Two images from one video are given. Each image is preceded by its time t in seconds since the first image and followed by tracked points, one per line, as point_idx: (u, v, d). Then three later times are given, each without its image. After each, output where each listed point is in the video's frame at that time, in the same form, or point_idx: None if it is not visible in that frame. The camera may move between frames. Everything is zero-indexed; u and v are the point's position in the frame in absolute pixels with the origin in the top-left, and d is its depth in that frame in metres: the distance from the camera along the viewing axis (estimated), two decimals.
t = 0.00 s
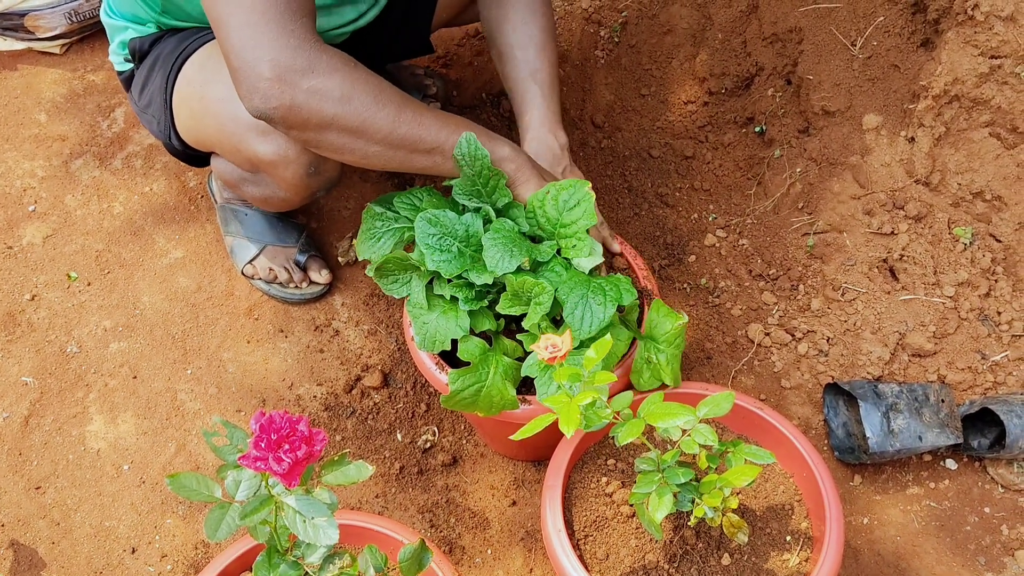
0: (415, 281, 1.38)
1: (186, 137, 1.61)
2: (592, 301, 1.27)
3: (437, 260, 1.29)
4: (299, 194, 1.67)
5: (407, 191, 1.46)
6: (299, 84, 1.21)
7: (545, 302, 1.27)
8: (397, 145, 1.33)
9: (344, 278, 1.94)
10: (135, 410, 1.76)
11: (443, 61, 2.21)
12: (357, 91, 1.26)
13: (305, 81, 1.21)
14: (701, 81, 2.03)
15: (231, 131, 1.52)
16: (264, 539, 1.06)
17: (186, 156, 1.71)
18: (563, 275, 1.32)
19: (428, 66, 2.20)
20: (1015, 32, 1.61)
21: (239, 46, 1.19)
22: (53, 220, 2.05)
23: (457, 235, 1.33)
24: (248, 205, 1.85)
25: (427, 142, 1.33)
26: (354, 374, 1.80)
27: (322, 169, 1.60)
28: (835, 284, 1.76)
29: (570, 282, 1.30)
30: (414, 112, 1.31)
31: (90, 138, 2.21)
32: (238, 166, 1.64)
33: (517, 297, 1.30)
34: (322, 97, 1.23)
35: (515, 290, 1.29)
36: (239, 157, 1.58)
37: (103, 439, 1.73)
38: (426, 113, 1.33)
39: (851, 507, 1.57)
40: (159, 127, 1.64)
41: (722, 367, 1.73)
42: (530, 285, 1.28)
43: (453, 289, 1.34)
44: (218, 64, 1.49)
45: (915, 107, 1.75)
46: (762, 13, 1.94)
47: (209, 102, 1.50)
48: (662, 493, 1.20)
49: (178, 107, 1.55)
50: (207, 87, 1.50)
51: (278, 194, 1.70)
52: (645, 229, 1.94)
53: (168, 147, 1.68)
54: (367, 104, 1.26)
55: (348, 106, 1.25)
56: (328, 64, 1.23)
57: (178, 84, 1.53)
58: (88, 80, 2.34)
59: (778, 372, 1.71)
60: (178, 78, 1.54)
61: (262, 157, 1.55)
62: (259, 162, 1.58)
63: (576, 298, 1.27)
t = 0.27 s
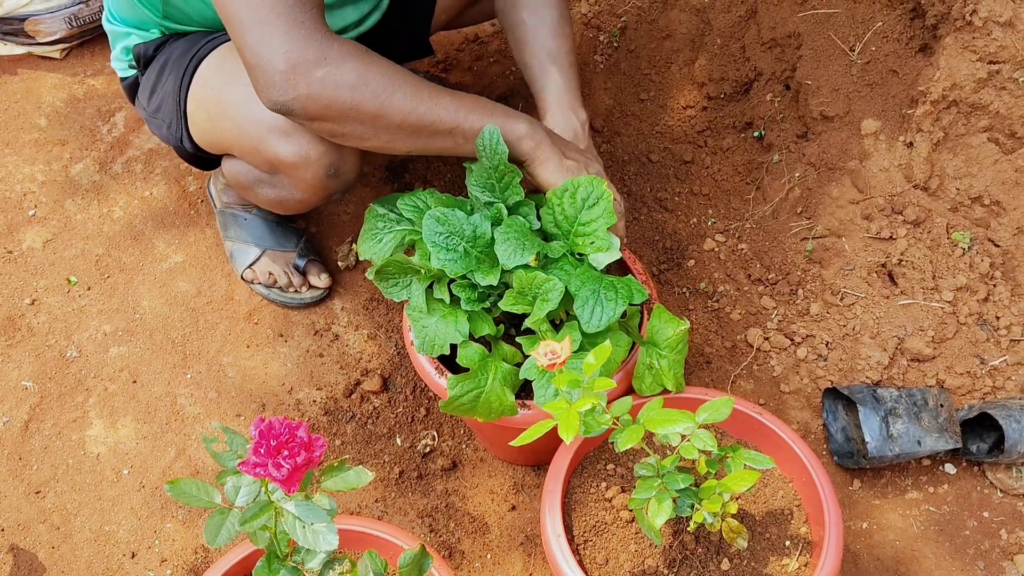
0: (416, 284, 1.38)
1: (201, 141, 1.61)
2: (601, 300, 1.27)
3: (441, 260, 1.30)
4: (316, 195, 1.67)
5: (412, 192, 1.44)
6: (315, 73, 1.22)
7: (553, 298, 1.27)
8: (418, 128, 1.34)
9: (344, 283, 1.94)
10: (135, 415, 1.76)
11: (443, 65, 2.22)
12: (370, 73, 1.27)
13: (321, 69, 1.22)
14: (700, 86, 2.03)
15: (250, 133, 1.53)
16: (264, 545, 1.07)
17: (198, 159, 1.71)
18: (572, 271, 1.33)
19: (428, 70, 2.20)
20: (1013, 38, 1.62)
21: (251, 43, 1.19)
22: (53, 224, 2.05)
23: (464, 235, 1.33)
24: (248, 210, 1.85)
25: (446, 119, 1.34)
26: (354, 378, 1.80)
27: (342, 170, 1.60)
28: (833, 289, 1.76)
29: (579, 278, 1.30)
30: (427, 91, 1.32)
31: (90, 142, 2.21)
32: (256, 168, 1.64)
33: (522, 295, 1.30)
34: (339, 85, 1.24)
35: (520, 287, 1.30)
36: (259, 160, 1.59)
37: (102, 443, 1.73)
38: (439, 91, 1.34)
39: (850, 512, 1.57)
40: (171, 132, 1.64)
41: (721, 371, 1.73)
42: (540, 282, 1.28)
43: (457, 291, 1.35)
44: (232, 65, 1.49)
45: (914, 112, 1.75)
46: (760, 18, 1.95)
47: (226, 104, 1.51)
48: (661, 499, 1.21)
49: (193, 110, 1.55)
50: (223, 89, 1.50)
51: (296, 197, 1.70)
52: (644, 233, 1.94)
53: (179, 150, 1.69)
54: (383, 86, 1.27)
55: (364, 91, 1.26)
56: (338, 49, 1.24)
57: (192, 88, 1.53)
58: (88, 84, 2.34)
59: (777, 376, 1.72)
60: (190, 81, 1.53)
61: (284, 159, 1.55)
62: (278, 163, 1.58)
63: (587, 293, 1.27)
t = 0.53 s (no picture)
0: (419, 284, 1.38)
1: (208, 145, 1.60)
2: (609, 297, 1.27)
3: (445, 257, 1.30)
4: (325, 199, 1.67)
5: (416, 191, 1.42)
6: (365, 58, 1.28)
7: (559, 294, 1.27)
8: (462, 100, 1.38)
9: (346, 283, 1.94)
10: (137, 415, 1.76)
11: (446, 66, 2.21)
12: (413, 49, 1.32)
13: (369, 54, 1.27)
14: (703, 87, 2.05)
15: (259, 136, 1.52)
16: (267, 545, 1.06)
17: (204, 163, 1.70)
18: (578, 266, 1.33)
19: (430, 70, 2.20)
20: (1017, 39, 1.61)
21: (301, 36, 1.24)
22: (56, 224, 2.05)
23: (468, 234, 1.33)
24: (252, 210, 1.85)
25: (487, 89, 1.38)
26: (356, 379, 1.80)
27: (351, 173, 1.60)
28: (836, 290, 1.76)
29: (584, 273, 1.30)
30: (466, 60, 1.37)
31: (92, 142, 2.21)
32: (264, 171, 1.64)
33: (528, 291, 1.30)
34: (388, 67, 1.30)
35: (526, 282, 1.30)
36: (269, 163, 1.58)
37: (105, 443, 1.73)
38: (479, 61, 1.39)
39: (853, 513, 1.57)
40: (178, 135, 1.62)
41: (724, 372, 1.73)
42: (546, 278, 1.28)
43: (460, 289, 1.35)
44: (243, 68, 1.50)
45: (917, 113, 1.75)
46: (763, 19, 1.95)
47: (237, 107, 1.50)
48: (665, 500, 1.21)
49: (203, 114, 1.54)
50: (234, 92, 1.50)
51: (303, 200, 1.69)
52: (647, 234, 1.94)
53: (186, 153, 1.67)
54: (432, 62, 1.33)
55: (413, 71, 1.31)
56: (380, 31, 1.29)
57: (200, 92, 1.53)
58: (90, 84, 2.34)
59: (780, 378, 1.71)
60: (199, 85, 1.53)
61: (295, 162, 1.55)
62: (287, 167, 1.58)
63: (593, 288, 1.28)
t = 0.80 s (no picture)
0: (422, 284, 1.38)
1: (214, 133, 1.58)
2: (613, 294, 1.27)
3: (449, 257, 1.30)
4: (333, 187, 1.65)
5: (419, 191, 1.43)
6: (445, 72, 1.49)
7: (563, 293, 1.26)
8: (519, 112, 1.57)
9: (349, 283, 1.94)
10: (140, 414, 1.76)
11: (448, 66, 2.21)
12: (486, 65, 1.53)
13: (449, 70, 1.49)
14: (706, 87, 2.05)
15: (270, 122, 1.51)
16: (270, 544, 1.06)
17: (208, 153, 1.67)
18: (582, 266, 1.33)
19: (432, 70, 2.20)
20: (1021, 40, 1.61)
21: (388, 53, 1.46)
22: (58, 224, 2.06)
23: (471, 233, 1.33)
24: (255, 208, 1.87)
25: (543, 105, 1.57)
26: (359, 379, 1.80)
27: (359, 160, 1.60)
28: (839, 290, 1.76)
29: (588, 272, 1.30)
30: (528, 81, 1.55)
31: (95, 142, 2.21)
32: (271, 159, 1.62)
33: (531, 290, 1.30)
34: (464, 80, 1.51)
35: (530, 280, 1.30)
36: (277, 149, 1.57)
37: (107, 443, 1.73)
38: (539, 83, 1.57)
39: (855, 514, 1.57)
40: (184, 123, 1.60)
41: (726, 373, 1.73)
42: (551, 277, 1.28)
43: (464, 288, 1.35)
44: (254, 54, 1.51)
45: (920, 113, 1.75)
46: (766, 19, 1.95)
47: (247, 92, 1.50)
48: (668, 499, 1.21)
49: (212, 102, 1.52)
50: (244, 78, 1.50)
51: (307, 190, 1.68)
52: (649, 234, 1.94)
53: (192, 143, 1.64)
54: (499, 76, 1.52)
55: (480, 88, 1.52)
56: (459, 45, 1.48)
57: (208, 80, 1.52)
58: (93, 84, 2.34)
59: (782, 378, 1.71)
60: (208, 73, 1.52)
61: (304, 148, 1.54)
62: (297, 154, 1.56)
63: (597, 286, 1.28)
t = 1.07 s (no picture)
0: (420, 284, 1.38)
1: (251, 117, 1.56)
2: (612, 293, 1.27)
3: (448, 257, 1.30)
4: (372, 169, 1.64)
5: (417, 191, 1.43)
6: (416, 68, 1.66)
7: (562, 292, 1.26)
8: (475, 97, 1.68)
9: (348, 283, 1.94)
10: (138, 415, 1.76)
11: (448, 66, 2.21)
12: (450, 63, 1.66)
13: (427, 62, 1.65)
14: (706, 87, 2.04)
15: (317, 102, 1.51)
16: (267, 544, 1.06)
17: (233, 142, 1.65)
18: (580, 266, 1.33)
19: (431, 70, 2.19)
20: (1020, 40, 1.61)
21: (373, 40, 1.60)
22: (57, 224, 2.06)
23: (470, 233, 1.33)
24: (257, 207, 1.88)
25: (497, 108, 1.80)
26: (357, 379, 1.80)
27: (403, 142, 1.59)
28: (838, 291, 1.75)
29: (587, 272, 1.30)
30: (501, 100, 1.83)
31: (95, 142, 2.21)
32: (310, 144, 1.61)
33: (530, 289, 1.30)
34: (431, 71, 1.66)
35: (529, 279, 1.29)
36: (321, 132, 1.56)
37: (106, 443, 1.73)
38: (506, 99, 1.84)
39: (854, 515, 1.56)
40: (212, 110, 1.59)
41: (725, 373, 1.73)
42: (550, 276, 1.28)
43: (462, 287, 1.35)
44: (296, 38, 1.51)
45: (920, 114, 1.75)
46: (766, 19, 1.95)
47: (290, 74, 1.50)
48: (665, 500, 1.20)
49: (251, 83, 1.51)
50: (288, 61, 1.50)
51: (345, 176, 1.67)
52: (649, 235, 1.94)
53: (220, 128, 1.61)
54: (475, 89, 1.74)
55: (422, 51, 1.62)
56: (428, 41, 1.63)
57: (246, 62, 1.51)
58: (92, 84, 2.35)
59: (781, 378, 1.71)
60: (245, 56, 1.52)
61: (352, 129, 1.53)
62: (342, 135, 1.56)
63: (596, 285, 1.28)
